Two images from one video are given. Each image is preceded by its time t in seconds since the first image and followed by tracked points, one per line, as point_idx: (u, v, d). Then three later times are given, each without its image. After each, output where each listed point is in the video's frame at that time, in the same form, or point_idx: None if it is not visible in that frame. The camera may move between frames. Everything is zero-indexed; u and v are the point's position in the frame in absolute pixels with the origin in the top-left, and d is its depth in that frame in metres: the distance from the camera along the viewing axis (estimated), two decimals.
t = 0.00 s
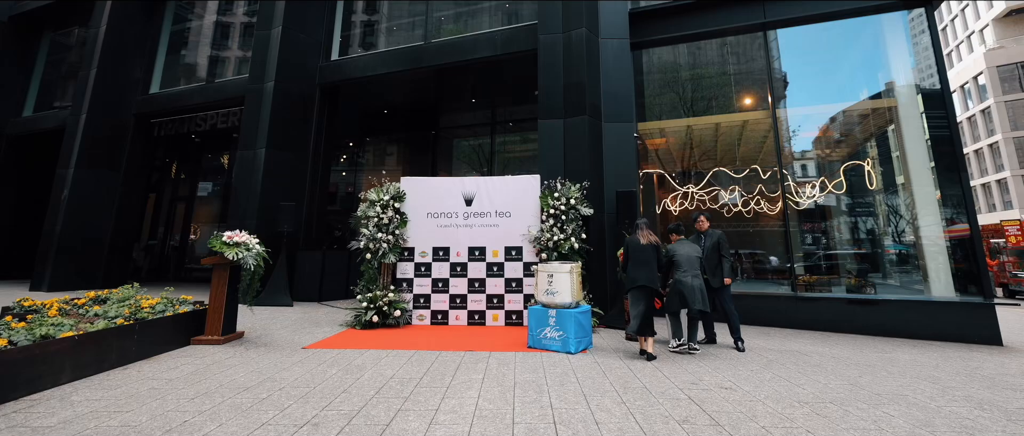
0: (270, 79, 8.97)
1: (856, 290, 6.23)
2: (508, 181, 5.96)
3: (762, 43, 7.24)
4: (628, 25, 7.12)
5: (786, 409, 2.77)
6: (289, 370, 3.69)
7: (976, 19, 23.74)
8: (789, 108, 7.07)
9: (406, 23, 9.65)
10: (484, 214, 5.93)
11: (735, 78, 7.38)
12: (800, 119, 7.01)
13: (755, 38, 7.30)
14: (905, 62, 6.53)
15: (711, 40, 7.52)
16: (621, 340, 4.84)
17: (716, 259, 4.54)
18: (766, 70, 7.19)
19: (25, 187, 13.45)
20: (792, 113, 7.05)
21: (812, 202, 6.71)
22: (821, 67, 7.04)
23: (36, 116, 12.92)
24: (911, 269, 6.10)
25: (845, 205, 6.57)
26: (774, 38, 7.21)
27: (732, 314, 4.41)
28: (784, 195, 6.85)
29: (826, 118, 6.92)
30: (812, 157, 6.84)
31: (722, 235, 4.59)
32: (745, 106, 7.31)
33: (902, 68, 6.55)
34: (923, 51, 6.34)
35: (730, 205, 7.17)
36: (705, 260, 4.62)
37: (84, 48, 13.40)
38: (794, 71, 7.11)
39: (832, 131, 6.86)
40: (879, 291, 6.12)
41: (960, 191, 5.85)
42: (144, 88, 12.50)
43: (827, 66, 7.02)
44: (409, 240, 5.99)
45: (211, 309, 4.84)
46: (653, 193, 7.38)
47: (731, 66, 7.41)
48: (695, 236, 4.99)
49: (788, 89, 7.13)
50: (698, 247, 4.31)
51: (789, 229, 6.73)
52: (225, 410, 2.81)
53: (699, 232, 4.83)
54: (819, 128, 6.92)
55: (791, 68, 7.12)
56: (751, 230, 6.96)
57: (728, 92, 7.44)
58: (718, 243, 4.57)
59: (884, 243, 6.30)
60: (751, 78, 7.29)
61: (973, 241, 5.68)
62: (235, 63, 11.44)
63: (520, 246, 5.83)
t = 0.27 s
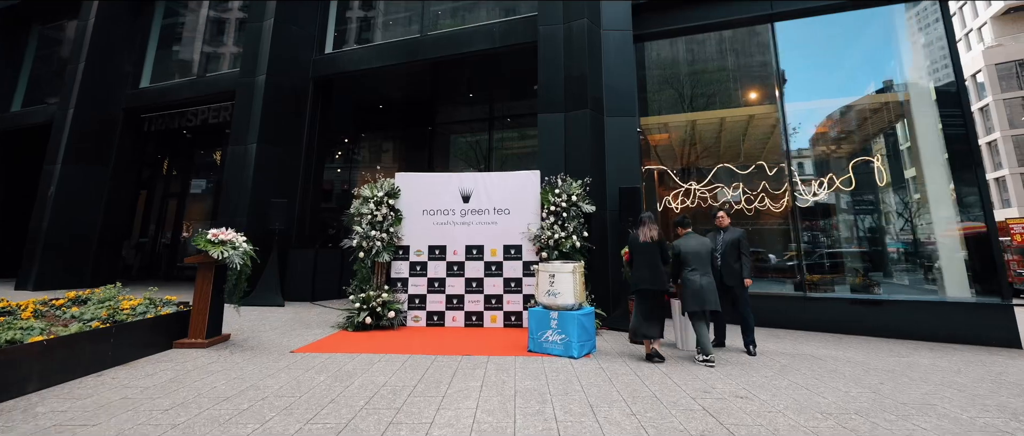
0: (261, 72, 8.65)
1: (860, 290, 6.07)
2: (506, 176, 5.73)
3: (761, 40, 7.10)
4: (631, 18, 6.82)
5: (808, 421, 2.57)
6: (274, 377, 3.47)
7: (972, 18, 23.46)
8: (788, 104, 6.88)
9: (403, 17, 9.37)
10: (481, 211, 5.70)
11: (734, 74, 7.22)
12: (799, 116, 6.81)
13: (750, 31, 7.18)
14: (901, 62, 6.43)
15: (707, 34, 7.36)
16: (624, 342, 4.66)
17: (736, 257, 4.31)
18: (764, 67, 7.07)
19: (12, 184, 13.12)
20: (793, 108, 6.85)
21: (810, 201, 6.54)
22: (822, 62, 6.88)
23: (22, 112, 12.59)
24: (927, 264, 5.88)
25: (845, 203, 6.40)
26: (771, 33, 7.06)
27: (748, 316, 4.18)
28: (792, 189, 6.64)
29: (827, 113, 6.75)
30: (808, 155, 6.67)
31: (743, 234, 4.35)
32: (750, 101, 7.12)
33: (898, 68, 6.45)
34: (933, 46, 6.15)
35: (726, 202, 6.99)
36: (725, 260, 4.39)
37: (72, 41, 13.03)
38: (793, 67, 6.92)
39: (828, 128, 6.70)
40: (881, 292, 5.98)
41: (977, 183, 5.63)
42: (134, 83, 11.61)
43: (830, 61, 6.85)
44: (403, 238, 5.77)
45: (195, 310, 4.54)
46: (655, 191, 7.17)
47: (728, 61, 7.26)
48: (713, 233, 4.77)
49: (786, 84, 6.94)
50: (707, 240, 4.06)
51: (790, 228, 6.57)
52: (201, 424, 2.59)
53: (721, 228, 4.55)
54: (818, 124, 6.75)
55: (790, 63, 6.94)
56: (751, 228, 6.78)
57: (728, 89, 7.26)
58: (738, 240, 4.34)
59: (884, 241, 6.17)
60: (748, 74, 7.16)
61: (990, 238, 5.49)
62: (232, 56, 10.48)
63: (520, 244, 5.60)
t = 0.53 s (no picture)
0: (255, 67, 8.38)
1: (866, 294, 5.92)
2: (506, 173, 5.50)
3: (760, 39, 6.99)
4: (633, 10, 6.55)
5: None
6: (259, 387, 3.23)
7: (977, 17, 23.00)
8: (797, 99, 6.67)
9: (400, 13, 9.05)
10: (480, 210, 5.47)
11: (734, 71, 7.08)
12: (806, 113, 6.59)
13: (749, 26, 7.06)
14: (903, 60, 6.35)
15: (705, 33, 7.24)
16: (633, 352, 4.47)
17: (761, 261, 4.10)
18: (764, 63, 6.94)
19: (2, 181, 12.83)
20: (801, 104, 6.64)
21: (815, 200, 6.37)
22: (825, 58, 6.71)
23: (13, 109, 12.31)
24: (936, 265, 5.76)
25: (852, 204, 6.22)
26: (771, 30, 6.94)
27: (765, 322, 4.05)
28: (803, 184, 6.45)
29: (837, 107, 6.55)
30: (807, 155, 6.49)
31: (767, 237, 4.14)
32: (758, 96, 6.93)
33: (899, 67, 6.36)
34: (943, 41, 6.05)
35: (728, 202, 6.75)
36: (749, 265, 4.16)
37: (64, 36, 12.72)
38: (795, 63, 6.73)
39: (847, 121, 6.49)
40: (891, 294, 5.82)
41: (999, 179, 5.44)
42: (128, 81, 10.92)
43: (832, 58, 6.68)
44: (398, 238, 5.54)
45: (178, 313, 4.21)
46: (657, 191, 6.96)
47: (728, 58, 7.12)
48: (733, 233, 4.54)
49: (790, 79, 6.75)
50: (720, 239, 3.79)
51: (793, 229, 6.43)
52: None
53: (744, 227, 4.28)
54: (822, 122, 6.55)
55: (793, 59, 6.75)
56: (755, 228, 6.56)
57: (728, 87, 7.09)
58: (762, 241, 4.13)
59: (887, 242, 6.05)
60: (748, 71, 7.01)
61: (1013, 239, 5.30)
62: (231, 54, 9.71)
63: (520, 245, 5.37)
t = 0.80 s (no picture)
0: (248, 63, 8.13)
1: (874, 295, 5.78)
2: (508, 171, 5.30)
3: (760, 37, 6.87)
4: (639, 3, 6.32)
5: None
6: (245, 398, 3.01)
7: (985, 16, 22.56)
8: (808, 94, 6.49)
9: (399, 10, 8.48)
10: (480, 209, 5.26)
11: (733, 69, 6.93)
12: (803, 109, 6.46)
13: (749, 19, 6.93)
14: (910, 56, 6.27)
15: (705, 32, 7.09)
16: (642, 360, 4.26)
17: (784, 266, 3.95)
18: (765, 59, 6.82)
19: None
20: (812, 99, 6.46)
21: (809, 203, 6.24)
22: (829, 56, 6.59)
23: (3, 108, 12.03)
24: (941, 267, 5.61)
25: (860, 204, 6.04)
26: (771, 29, 6.83)
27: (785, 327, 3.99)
28: (816, 185, 6.25)
29: (843, 104, 6.41)
30: (805, 156, 6.35)
31: (789, 237, 4.01)
32: (766, 92, 6.74)
33: (901, 64, 6.30)
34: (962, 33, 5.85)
35: (731, 203, 6.57)
36: (771, 268, 4.00)
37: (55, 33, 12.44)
38: (797, 60, 6.59)
39: (849, 120, 6.35)
40: (900, 297, 5.67)
41: (1017, 177, 5.32)
42: (118, 77, 10.52)
43: (837, 55, 6.59)
44: (395, 238, 5.31)
45: (162, 318, 3.93)
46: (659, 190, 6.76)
47: (728, 56, 6.98)
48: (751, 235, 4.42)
49: (790, 76, 6.65)
50: (736, 238, 3.67)
51: (796, 232, 6.26)
52: None
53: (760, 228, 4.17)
54: (831, 120, 6.39)
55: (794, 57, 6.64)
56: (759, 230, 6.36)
57: (729, 86, 6.92)
58: (783, 244, 4.02)
59: (889, 243, 5.90)
60: (748, 70, 6.88)
61: None
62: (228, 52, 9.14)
63: (522, 245, 5.17)
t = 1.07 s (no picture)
0: (239, 58, 7.87)
1: (875, 297, 5.64)
2: (510, 168, 5.08)
3: (760, 38, 6.67)
4: None
5: None
6: (230, 410, 2.78)
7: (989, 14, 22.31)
8: (819, 90, 6.31)
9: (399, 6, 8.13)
10: (481, 208, 5.04)
11: (734, 70, 6.75)
12: (803, 110, 6.34)
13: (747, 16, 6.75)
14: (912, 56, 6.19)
15: (704, 31, 6.89)
16: (651, 366, 4.05)
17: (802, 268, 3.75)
18: (764, 59, 6.65)
19: None
20: (823, 95, 6.29)
21: (807, 203, 6.12)
22: (829, 54, 6.45)
23: None
24: (935, 265, 5.52)
25: (869, 204, 5.85)
26: (769, 30, 6.68)
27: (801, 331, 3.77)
28: (827, 184, 6.03)
29: (854, 101, 6.23)
30: (816, 156, 6.15)
31: (806, 234, 3.80)
32: (773, 89, 6.57)
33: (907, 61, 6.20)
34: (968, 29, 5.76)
35: (735, 204, 6.38)
36: (791, 272, 3.79)
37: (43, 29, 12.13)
38: (795, 59, 6.50)
39: (860, 117, 6.16)
40: (903, 297, 5.56)
41: None
42: (108, 74, 10.26)
43: (843, 53, 6.47)
44: (391, 239, 5.07)
45: (142, 324, 3.68)
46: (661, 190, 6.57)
47: (728, 56, 6.78)
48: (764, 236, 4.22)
49: (788, 76, 6.55)
50: (755, 236, 3.52)
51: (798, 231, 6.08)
52: None
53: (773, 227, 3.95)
54: (841, 116, 6.21)
55: (791, 55, 6.56)
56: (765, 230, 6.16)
57: (735, 84, 6.73)
58: (801, 245, 3.79)
59: (892, 244, 5.75)
60: (752, 67, 6.68)
61: None
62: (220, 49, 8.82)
63: (525, 246, 4.95)
